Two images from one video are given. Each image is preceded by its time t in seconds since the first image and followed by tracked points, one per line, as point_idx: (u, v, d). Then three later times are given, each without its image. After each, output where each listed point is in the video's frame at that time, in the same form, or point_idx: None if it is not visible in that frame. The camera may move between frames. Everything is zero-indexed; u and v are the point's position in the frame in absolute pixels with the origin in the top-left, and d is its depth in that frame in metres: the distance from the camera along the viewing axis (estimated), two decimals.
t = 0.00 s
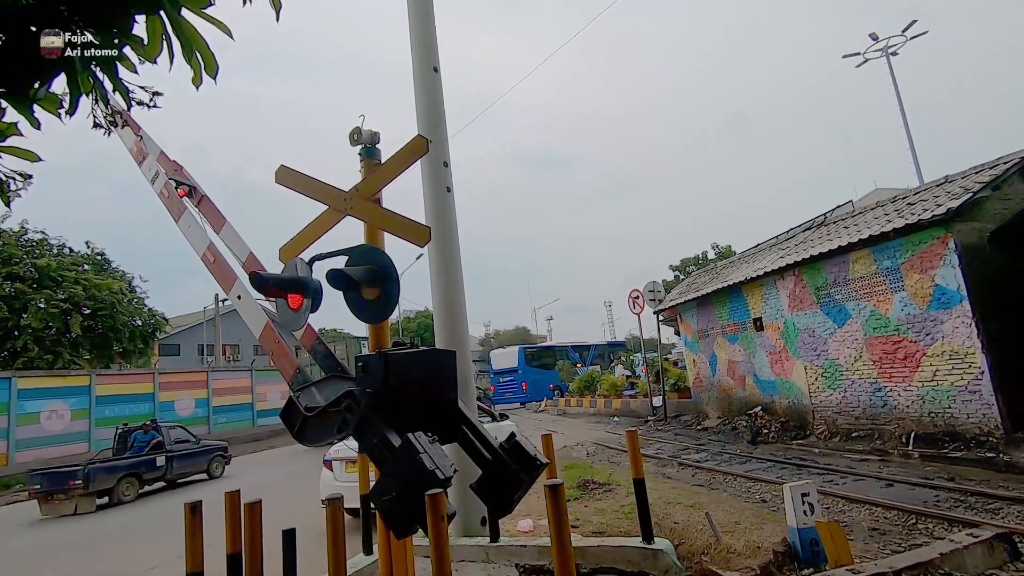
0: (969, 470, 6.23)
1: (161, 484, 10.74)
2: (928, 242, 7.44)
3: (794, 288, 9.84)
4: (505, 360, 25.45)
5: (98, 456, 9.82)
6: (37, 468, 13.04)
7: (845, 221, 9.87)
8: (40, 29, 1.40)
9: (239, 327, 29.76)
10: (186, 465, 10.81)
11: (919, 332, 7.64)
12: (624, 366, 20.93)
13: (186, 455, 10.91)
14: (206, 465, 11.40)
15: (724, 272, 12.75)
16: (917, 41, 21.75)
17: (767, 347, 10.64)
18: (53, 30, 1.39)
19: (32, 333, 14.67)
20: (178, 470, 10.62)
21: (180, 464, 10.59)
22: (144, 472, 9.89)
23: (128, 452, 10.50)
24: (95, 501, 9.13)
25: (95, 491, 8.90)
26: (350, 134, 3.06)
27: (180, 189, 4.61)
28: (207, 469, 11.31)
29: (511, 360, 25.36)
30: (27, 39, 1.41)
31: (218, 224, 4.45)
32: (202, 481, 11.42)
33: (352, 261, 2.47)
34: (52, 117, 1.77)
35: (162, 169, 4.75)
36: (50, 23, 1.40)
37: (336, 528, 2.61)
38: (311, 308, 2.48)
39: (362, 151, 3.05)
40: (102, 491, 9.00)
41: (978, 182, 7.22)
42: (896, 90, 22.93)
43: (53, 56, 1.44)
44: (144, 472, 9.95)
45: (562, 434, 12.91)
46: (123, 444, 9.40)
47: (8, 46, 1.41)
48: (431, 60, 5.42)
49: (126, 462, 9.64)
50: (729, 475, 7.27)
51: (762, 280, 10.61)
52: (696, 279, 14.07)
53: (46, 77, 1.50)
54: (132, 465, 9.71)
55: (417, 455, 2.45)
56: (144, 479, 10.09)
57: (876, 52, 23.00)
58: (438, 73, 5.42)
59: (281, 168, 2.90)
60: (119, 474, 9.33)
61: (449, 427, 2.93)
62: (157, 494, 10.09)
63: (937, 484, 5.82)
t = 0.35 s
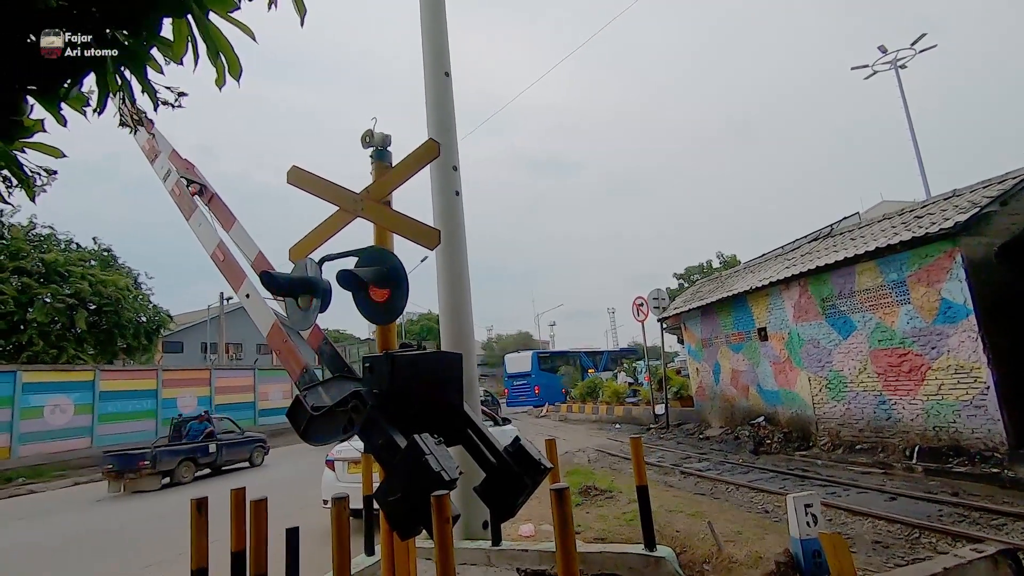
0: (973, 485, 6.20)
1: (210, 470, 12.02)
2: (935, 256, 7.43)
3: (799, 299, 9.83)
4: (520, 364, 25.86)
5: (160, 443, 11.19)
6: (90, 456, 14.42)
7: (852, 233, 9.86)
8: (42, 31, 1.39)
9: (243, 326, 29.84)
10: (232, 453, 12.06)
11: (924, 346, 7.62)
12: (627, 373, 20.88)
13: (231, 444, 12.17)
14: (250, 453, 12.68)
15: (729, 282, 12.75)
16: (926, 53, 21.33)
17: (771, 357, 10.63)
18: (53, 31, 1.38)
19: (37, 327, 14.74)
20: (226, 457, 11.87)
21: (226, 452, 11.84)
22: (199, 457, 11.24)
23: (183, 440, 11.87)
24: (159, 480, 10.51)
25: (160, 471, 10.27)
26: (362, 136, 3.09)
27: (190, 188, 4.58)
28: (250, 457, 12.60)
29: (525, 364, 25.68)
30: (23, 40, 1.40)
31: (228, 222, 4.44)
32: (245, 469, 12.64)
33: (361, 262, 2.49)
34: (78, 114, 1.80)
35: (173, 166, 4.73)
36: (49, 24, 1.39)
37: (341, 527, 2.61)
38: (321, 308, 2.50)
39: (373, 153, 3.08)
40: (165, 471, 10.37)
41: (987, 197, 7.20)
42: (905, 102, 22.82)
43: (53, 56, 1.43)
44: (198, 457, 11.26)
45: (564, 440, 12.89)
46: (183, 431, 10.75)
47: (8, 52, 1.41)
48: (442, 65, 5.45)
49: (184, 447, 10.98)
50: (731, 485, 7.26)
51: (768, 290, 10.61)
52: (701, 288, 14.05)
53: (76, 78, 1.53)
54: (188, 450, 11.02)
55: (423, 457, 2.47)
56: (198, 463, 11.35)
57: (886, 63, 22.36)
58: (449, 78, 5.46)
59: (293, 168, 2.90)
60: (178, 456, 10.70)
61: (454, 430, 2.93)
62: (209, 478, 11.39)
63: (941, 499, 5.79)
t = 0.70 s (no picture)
0: (983, 510, 6.11)
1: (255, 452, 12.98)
2: (952, 276, 7.35)
3: (812, 314, 9.76)
4: (538, 366, 26.11)
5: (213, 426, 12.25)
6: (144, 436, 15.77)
7: (867, 250, 9.78)
8: (43, 31, 1.43)
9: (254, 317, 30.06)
10: (275, 437, 12.99)
11: (938, 367, 7.52)
12: (634, 381, 20.77)
13: (274, 429, 13.12)
14: (290, 439, 13.58)
15: (741, 294, 12.68)
16: (950, 72, 19.89)
17: (781, 371, 10.54)
18: (53, 31, 1.42)
19: (53, 310, 14.96)
20: (269, 440, 12.77)
21: (270, 436, 12.75)
22: (246, 440, 12.17)
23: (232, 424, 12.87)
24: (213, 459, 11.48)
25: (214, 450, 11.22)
26: (382, 133, 3.11)
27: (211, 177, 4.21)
28: (290, 441, 13.47)
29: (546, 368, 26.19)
30: (24, 42, 1.44)
31: (249, 213, 4.05)
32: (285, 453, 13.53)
33: (377, 258, 2.50)
34: (117, 100, 1.84)
35: (195, 154, 4.40)
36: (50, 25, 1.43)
37: (347, 518, 2.63)
38: (335, 301, 2.52)
39: (392, 150, 3.10)
40: (218, 451, 11.32)
41: (1007, 219, 7.11)
42: (928, 120, 22.56)
43: (55, 56, 1.47)
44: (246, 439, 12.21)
45: (569, 446, 12.86)
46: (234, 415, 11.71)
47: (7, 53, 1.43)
48: (464, 66, 5.49)
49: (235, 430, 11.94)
50: (736, 498, 7.19)
51: (780, 304, 10.53)
52: (713, 299, 13.97)
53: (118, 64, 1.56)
54: (237, 433, 11.99)
55: (431, 453, 2.48)
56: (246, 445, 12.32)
57: (908, 81, 21.02)
58: (470, 78, 5.50)
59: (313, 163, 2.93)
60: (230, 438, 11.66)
61: (462, 428, 2.94)
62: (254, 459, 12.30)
63: (950, 522, 5.71)
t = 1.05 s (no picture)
0: (980, 541, 6.06)
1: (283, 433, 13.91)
2: (962, 304, 7.30)
3: (817, 333, 9.71)
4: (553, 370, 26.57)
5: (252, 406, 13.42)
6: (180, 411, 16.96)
7: (877, 272, 9.72)
8: (42, 31, 1.44)
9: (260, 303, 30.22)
10: (301, 421, 13.86)
11: (942, 395, 7.46)
12: (635, 390, 20.71)
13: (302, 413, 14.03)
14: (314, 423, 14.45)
15: (747, 309, 12.63)
16: (971, 99, 20.11)
17: (783, 390, 10.48)
18: (52, 31, 1.43)
19: (63, 284, 15.12)
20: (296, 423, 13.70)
21: (298, 419, 13.67)
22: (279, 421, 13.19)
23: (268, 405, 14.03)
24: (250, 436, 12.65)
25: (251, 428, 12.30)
26: (398, 127, 3.14)
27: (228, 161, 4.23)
28: (314, 426, 14.31)
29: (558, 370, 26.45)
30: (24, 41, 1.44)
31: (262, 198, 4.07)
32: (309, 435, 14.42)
33: (386, 250, 2.51)
34: (140, 78, 1.87)
35: (212, 139, 4.41)
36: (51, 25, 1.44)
37: (343, 507, 2.65)
38: (343, 291, 2.53)
39: (407, 144, 3.13)
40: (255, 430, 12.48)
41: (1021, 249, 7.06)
42: (947, 144, 22.36)
43: (54, 56, 1.47)
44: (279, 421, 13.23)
45: (566, 451, 12.85)
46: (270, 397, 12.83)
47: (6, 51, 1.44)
48: (484, 66, 5.51)
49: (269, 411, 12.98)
50: (730, 513, 7.16)
51: (786, 321, 10.49)
52: (719, 313, 13.91)
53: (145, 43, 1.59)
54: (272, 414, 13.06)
55: (429, 447, 2.50)
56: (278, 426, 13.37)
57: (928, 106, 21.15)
58: (489, 78, 5.51)
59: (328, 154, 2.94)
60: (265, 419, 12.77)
61: (461, 424, 2.94)
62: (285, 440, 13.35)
63: (945, 551, 5.67)
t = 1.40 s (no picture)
0: (956, 551, 6.15)
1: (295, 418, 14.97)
2: (948, 316, 7.38)
3: (806, 340, 9.79)
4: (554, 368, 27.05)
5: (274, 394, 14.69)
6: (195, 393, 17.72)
7: (867, 282, 9.81)
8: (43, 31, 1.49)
9: (251, 290, 30.06)
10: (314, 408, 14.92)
11: (926, 405, 7.55)
12: (624, 391, 20.79)
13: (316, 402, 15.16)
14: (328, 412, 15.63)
15: (738, 314, 12.72)
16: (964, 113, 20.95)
17: (770, 395, 10.57)
18: (53, 31, 1.49)
19: (51, 264, 14.94)
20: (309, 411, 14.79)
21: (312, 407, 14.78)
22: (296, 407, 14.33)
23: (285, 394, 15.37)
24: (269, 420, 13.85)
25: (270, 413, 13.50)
26: (397, 118, 3.14)
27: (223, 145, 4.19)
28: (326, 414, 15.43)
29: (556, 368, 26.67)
30: (22, 32, 1.48)
31: (256, 183, 4.03)
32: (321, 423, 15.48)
33: (380, 241, 2.50)
34: (138, 57, 1.85)
35: (208, 123, 4.36)
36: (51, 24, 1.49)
37: (327, 495, 2.64)
38: (334, 280, 2.53)
39: (405, 136, 3.13)
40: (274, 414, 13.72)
41: (1008, 265, 7.15)
42: (941, 158, 22.57)
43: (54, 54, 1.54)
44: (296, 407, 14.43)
45: (553, 448, 12.90)
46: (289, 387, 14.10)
47: None
48: (484, 61, 5.50)
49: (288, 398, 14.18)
50: (712, 515, 7.23)
51: (775, 328, 10.57)
52: (709, 317, 13.99)
53: (145, 24, 1.58)
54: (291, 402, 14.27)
55: (416, 440, 2.51)
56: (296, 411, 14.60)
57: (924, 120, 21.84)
58: (489, 74, 5.50)
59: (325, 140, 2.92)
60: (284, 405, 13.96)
61: (448, 418, 2.94)
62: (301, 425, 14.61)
63: (922, 559, 5.74)
